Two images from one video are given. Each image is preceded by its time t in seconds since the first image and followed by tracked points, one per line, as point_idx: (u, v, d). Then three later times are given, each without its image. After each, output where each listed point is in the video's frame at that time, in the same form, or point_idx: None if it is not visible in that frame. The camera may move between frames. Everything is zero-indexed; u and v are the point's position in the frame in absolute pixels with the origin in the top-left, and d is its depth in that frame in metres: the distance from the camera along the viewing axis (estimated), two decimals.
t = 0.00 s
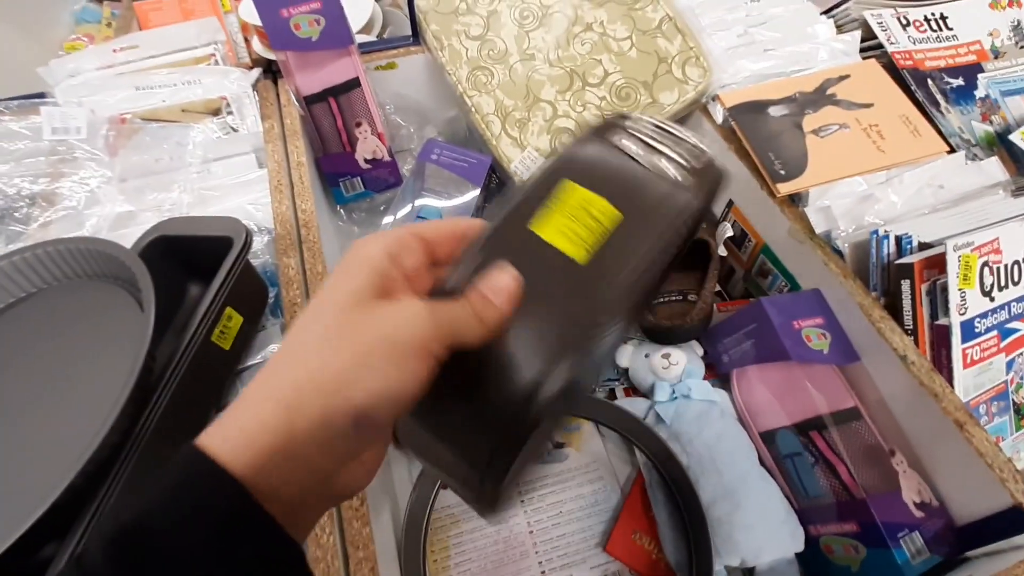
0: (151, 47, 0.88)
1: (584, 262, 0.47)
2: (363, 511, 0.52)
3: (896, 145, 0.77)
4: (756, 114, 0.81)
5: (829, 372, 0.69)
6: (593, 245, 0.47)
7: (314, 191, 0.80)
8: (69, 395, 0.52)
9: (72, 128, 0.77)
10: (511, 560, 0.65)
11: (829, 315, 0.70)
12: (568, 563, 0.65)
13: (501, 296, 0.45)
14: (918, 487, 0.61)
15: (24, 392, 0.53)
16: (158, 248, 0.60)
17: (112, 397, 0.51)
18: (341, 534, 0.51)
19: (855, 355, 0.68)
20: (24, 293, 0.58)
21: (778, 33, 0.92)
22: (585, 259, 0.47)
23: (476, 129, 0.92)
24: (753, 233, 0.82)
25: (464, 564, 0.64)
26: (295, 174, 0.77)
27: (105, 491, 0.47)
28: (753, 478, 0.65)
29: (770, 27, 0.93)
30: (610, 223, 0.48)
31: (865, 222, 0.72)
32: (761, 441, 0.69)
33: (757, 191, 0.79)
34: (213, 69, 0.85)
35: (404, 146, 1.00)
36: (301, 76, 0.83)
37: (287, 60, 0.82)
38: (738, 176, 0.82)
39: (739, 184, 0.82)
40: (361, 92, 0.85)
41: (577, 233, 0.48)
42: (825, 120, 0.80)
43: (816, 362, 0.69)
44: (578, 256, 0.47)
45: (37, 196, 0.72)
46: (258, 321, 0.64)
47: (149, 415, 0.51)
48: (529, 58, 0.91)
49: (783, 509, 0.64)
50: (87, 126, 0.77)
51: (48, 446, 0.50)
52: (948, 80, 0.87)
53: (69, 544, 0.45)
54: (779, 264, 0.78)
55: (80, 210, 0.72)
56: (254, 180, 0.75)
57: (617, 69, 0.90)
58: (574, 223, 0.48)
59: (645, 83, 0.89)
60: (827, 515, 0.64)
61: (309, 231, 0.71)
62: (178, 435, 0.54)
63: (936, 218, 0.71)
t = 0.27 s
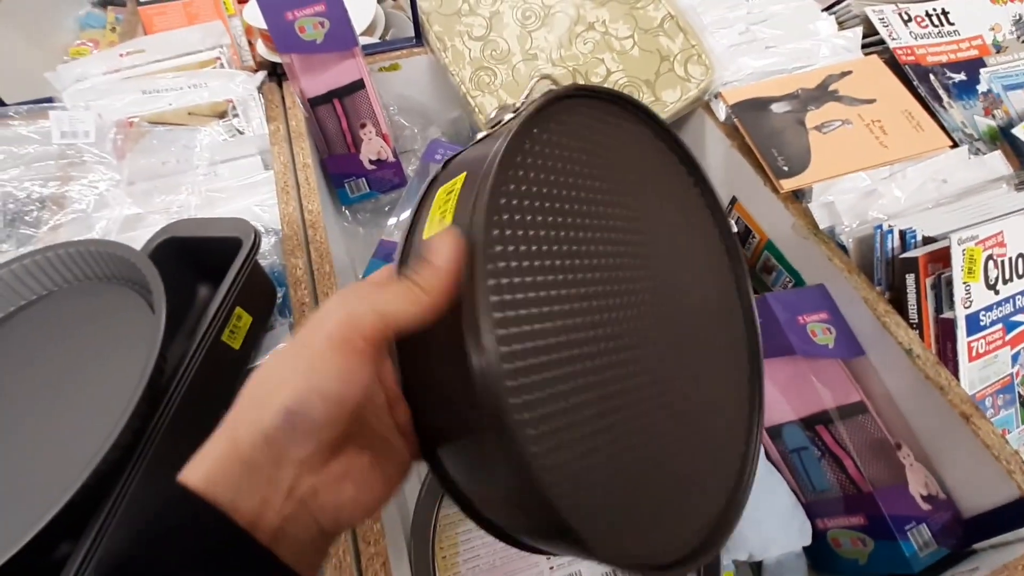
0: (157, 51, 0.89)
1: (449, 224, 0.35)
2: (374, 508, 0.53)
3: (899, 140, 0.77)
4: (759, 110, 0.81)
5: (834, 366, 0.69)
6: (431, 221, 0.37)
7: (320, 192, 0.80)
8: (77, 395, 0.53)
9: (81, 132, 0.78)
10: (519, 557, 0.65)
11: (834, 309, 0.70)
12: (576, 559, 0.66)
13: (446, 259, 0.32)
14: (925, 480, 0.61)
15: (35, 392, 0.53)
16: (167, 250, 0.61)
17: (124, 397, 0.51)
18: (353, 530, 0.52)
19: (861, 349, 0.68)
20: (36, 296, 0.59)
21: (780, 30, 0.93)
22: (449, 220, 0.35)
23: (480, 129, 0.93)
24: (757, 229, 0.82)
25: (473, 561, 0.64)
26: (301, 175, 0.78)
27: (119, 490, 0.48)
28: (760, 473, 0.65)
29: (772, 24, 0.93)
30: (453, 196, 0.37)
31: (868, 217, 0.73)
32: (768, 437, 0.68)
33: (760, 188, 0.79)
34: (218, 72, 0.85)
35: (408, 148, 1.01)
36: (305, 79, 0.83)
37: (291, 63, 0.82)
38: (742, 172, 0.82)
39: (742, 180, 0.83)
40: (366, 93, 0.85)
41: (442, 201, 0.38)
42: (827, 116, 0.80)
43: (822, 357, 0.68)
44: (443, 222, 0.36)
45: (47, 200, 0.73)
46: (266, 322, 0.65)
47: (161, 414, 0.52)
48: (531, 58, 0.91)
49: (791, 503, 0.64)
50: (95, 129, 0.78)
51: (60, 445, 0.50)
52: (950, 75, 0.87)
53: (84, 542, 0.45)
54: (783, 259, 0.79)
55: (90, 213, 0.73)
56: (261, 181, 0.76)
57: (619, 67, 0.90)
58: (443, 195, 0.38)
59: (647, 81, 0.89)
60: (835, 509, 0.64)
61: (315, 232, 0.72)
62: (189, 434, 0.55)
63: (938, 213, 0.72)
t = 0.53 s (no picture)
0: (161, 53, 0.89)
1: (550, 236, 0.47)
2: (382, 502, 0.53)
3: (899, 135, 0.78)
4: (759, 107, 0.81)
5: (837, 361, 0.70)
6: (513, 231, 0.46)
7: (324, 192, 0.80)
8: (87, 393, 0.53)
9: (87, 134, 0.78)
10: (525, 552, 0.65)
11: (837, 304, 0.70)
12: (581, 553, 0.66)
13: (615, 311, 0.39)
14: (928, 472, 0.62)
15: (47, 391, 0.54)
16: (175, 250, 0.61)
17: (135, 395, 0.52)
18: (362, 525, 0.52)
19: (863, 343, 0.68)
20: (45, 296, 0.59)
21: (780, 27, 0.93)
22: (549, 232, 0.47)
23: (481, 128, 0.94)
24: (758, 225, 0.83)
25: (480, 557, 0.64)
26: (305, 175, 0.78)
27: (131, 486, 0.48)
28: (764, 466, 0.66)
29: (772, 21, 0.94)
30: (532, 205, 0.48)
31: (870, 212, 0.73)
32: (771, 430, 0.69)
33: (762, 184, 0.80)
34: (222, 74, 0.86)
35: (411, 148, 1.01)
36: (308, 79, 0.84)
37: (295, 64, 0.82)
38: (743, 170, 0.83)
39: (743, 178, 0.83)
40: (369, 94, 0.86)
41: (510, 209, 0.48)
42: (828, 112, 0.80)
43: (825, 352, 0.69)
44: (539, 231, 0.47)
45: (55, 201, 0.74)
46: (273, 320, 0.66)
47: (173, 409, 0.52)
48: (532, 57, 0.92)
49: (794, 496, 0.65)
50: (102, 132, 0.79)
51: (73, 441, 0.51)
52: (950, 71, 0.87)
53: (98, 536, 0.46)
54: (785, 254, 0.79)
55: (98, 214, 0.73)
56: (266, 182, 0.76)
57: (620, 66, 0.91)
58: (505, 205, 0.48)
59: (648, 79, 0.90)
60: (839, 501, 0.65)
61: (321, 231, 0.72)
62: (200, 431, 0.56)
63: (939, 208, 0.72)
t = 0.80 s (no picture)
0: (171, 54, 0.90)
1: (545, 205, 0.43)
2: (395, 495, 0.54)
3: (903, 131, 0.78)
4: (764, 104, 0.82)
5: (843, 356, 0.70)
6: (504, 210, 0.43)
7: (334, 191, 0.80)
8: (102, 389, 0.54)
9: (99, 134, 0.79)
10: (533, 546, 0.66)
11: (843, 300, 0.71)
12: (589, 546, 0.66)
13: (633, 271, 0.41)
14: (934, 465, 0.62)
15: (63, 386, 0.55)
16: (187, 248, 0.62)
17: (151, 390, 0.53)
18: (375, 517, 0.53)
19: (869, 338, 0.68)
20: (60, 293, 0.60)
21: (784, 25, 0.94)
22: (543, 199, 0.42)
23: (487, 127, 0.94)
24: (763, 222, 0.83)
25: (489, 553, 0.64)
26: (314, 174, 0.78)
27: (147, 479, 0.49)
28: (770, 461, 0.67)
29: (776, 19, 0.94)
30: (515, 168, 0.43)
31: (875, 207, 0.73)
32: (778, 425, 0.71)
33: (767, 181, 0.80)
34: (231, 74, 0.87)
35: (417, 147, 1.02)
36: (316, 79, 0.85)
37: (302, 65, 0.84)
38: (748, 167, 0.83)
39: (749, 174, 0.84)
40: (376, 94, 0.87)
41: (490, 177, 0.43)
42: (833, 109, 0.81)
43: (830, 346, 0.69)
44: (531, 201, 0.43)
45: (67, 201, 0.75)
46: (284, 317, 0.67)
47: (189, 405, 0.53)
48: (538, 57, 0.93)
49: (801, 489, 0.65)
50: (113, 132, 0.80)
51: (90, 435, 0.52)
52: (954, 67, 0.88)
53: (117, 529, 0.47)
54: (790, 250, 0.80)
55: (109, 214, 0.74)
56: (275, 181, 0.77)
57: (625, 65, 0.91)
58: (483, 176, 0.43)
59: (653, 77, 0.90)
60: (845, 495, 0.66)
61: (330, 229, 0.72)
62: (214, 426, 0.56)
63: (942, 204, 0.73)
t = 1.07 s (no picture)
0: (177, 56, 0.91)
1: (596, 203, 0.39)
2: (399, 492, 0.54)
3: (906, 131, 0.78)
4: (766, 104, 0.82)
5: (846, 355, 0.70)
6: (553, 212, 0.38)
7: (339, 191, 0.80)
8: (110, 386, 0.55)
9: (107, 135, 0.80)
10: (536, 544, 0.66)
11: (846, 299, 0.71)
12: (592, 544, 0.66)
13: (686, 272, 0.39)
14: (937, 464, 0.62)
15: (71, 384, 0.55)
16: (194, 247, 0.63)
17: (158, 387, 0.53)
18: (379, 514, 0.53)
19: (872, 337, 0.69)
20: (69, 292, 0.61)
21: (787, 25, 0.94)
22: (595, 198, 0.39)
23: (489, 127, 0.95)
24: (767, 221, 0.83)
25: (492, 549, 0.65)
26: (318, 174, 0.77)
27: (154, 476, 0.49)
28: (773, 459, 0.67)
29: (778, 20, 0.95)
30: (563, 163, 0.39)
31: (878, 206, 0.73)
32: (781, 424, 0.70)
33: (770, 181, 0.80)
34: (237, 76, 0.88)
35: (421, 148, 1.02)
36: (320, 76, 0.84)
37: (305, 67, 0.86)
38: (751, 167, 0.84)
39: (752, 174, 0.84)
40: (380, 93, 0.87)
41: (535, 175, 0.38)
42: (835, 109, 0.81)
43: (833, 345, 0.69)
44: (583, 201, 0.39)
45: (75, 201, 0.76)
46: (290, 316, 0.67)
47: (196, 402, 0.53)
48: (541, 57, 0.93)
49: (804, 488, 0.65)
50: (120, 133, 0.81)
51: (99, 432, 0.52)
52: (957, 67, 0.88)
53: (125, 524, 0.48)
54: (793, 250, 0.80)
55: (117, 214, 0.75)
56: (281, 181, 0.78)
57: (628, 65, 0.92)
58: (529, 171, 0.38)
59: (656, 78, 0.91)
60: (849, 493, 0.65)
61: (335, 228, 0.72)
62: (221, 423, 0.57)
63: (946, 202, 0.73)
